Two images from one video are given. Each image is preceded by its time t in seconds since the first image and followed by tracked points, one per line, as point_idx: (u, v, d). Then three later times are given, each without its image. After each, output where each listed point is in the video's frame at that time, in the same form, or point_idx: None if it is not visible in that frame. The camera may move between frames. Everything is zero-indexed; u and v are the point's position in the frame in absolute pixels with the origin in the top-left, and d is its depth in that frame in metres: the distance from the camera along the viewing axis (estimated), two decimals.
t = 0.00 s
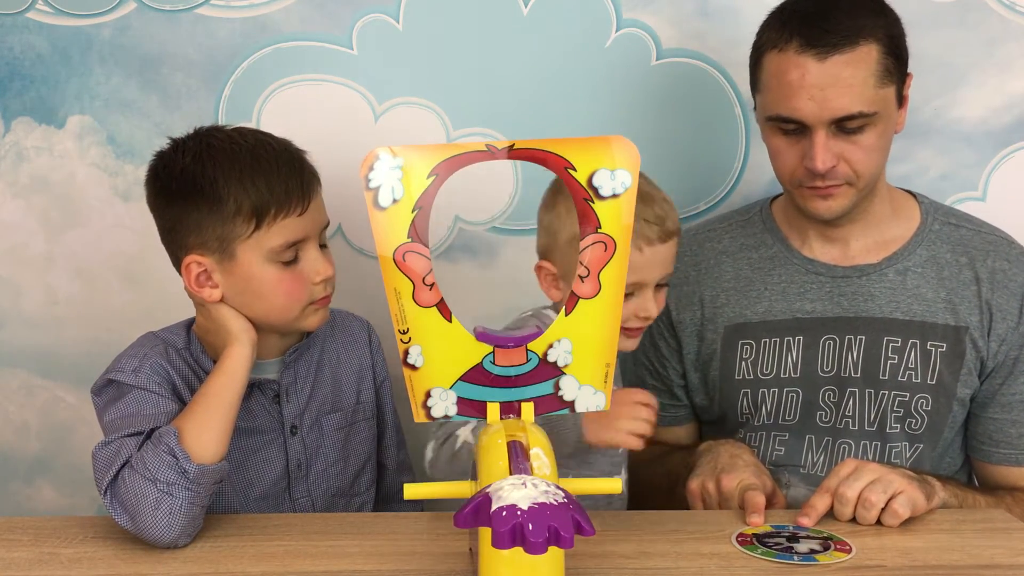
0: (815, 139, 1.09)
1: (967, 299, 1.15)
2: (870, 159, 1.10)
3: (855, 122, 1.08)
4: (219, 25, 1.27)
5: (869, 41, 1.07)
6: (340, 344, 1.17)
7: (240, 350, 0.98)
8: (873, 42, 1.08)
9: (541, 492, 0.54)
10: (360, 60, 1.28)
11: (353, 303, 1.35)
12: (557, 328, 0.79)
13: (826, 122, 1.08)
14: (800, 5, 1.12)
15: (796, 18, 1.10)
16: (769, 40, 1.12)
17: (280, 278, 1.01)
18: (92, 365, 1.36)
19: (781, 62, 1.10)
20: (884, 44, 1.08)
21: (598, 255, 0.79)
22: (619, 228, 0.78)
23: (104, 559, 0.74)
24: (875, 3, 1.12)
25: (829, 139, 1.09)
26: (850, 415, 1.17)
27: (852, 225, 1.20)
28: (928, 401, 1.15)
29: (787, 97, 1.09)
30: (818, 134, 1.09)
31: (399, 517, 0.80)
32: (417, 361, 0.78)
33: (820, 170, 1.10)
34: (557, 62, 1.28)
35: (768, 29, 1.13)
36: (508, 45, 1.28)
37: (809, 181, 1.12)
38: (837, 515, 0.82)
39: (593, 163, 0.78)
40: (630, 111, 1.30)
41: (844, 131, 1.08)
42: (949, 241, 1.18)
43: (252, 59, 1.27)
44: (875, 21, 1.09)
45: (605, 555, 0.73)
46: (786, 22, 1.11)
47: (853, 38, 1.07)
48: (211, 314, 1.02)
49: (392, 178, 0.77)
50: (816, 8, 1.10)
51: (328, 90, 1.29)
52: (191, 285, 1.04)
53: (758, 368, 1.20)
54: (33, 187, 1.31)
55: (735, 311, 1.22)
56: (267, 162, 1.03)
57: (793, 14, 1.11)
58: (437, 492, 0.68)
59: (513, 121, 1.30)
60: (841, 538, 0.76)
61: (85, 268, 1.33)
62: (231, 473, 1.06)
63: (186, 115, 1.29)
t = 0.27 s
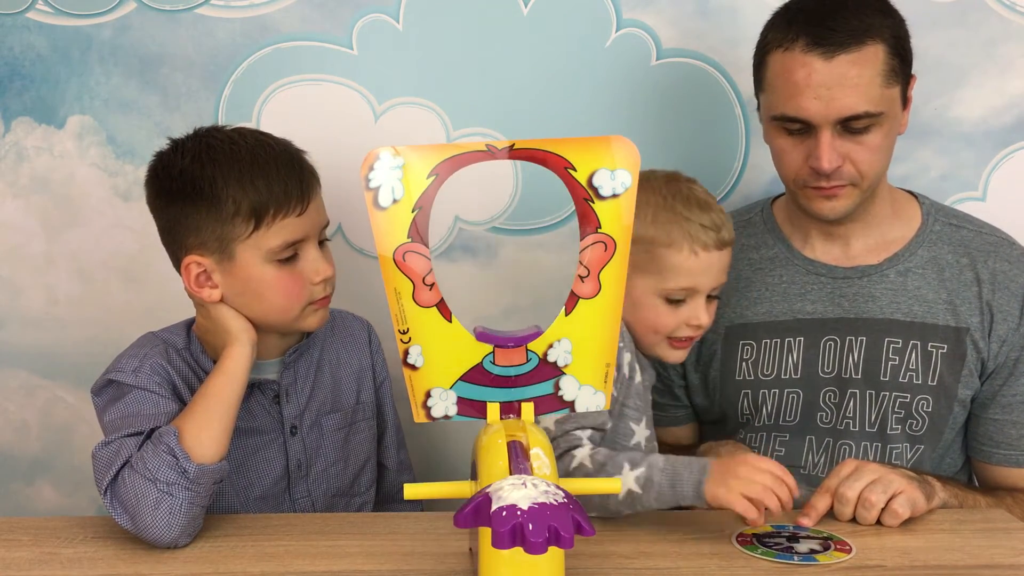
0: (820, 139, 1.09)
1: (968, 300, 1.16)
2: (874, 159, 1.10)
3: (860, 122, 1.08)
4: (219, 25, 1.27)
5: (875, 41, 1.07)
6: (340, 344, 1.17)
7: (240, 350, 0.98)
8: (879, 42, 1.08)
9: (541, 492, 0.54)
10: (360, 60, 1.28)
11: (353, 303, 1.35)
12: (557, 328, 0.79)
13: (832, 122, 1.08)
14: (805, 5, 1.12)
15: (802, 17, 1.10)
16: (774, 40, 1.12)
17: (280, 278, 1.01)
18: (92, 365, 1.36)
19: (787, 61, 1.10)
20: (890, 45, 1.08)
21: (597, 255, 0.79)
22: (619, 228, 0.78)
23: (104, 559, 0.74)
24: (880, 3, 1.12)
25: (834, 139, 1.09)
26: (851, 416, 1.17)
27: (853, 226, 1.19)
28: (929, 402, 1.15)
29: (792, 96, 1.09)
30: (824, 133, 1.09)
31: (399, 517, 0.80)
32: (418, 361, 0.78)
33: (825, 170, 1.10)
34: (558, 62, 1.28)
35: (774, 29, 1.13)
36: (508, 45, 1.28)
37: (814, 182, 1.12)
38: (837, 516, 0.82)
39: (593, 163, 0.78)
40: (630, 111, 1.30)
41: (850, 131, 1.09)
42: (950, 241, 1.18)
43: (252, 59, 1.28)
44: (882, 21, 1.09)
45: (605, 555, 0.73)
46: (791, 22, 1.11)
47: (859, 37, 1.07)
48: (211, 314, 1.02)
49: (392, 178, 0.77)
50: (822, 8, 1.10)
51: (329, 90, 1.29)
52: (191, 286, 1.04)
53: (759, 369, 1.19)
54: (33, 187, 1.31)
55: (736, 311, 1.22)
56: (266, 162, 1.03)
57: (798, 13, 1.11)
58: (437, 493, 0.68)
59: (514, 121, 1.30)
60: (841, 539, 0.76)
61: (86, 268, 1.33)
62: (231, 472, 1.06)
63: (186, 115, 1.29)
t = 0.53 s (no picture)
0: (826, 140, 1.09)
1: (969, 300, 1.15)
2: (879, 160, 1.10)
3: (866, 122, 1.08)
4: (219, 25, 1.27)
5: (880, 41, 1.08)
6: (340, 344, 1.17)
7: (240, 350, 0.98)
8: (884, 42, 1.08)
9: (541, 492, 0.54)
10: (360, 60, 1.28)
11: (354, 303, 1.35)
12: (556, 328, 0.79)
13: (837, 122, 1.08)
14: (809, 6, 1.12)
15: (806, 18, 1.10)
16: (778, 40, 1.12)
17: (279, 278, 1.01)
18: (92, 365, 1.36)
19: (792, 62, 1.10)
20: (894, 45, 1.09)
21: (597, 255, 0.79)
22: (619, 228, 0.78)
23: (104, 559, 0.74)
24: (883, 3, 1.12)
25: (839, 139, 1.09)
26: (851, 416, 1.17)
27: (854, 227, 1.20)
28: (929, 402, 1.15)
29: (797, 97, 1.09)
30: (829, 134, 1.09)
31: (399, 518, 0.80)
32: (418, 361, 0.78)
33: (831, 171, 1.10)
34: (558, 62, 1.28)
35: (778, 29, 1.13)
36: (508, 45, 1.28)
37: (818, 183, 1.12)
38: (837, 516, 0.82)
39: (593, 163, 0.78)
40: (630, 111, 1.30)
41: (856, 132, 1.09)
42: (950, 242, 1.18)
43: (252, 59, 1.28)
44: (886, 21, 1.09)
45: (605, 555, 0.73)
46: (796, 22, 1.11)
47: (864, 37, 1.07)
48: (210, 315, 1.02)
49: (392, 178, 0.77)
50: (827, 8, 1.10)
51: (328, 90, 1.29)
52: (190, 287, 1.04)
53: (759, 369, 1.20)
54: (33, 187, 1.31)
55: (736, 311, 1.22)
56: (265, 162, 1.03)
57: (802, 14, 1.11)
58: (437, 493, 0.68)
59: (514, 121, 1.30)
60: (841, 539, 0.76)
61: (86, 268, 1.33)
62: (231, 472, 1.06)
63: (186, 115, 1.29)
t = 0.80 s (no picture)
0: (831, 139, 1.09)
1: (969, 301, 1.16)
2: (882, 159, 1.10)
3: (869, 122, 1.08)
4: (219, 25, 1.27)
5: (884, 41, 1.08)
6: (340, 344, 1.17)
7: (240, 350, 0.98)
8: (888, 42, 1.08)
9: (541, 492, 0.54)
10: (360, 60, 1.28)
11: (354, 303, 1.35)
12: (556, 328, 0.79)
13: (842, 122, 1.08)
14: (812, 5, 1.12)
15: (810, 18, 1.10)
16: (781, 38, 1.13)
17: (279, 278, 1.01)
18: (92, 365, 1.36)
19: (796, 62, 1.10)
20: (898, 45, 1.09)
21: (597, 255, 0.79)
22: (619, 228, 0.78)
23: (104, 559, 0.74)
24: (886, 3, 1.12)
25: (843, 139, 1.09)
26: (852, 417, 1.17)
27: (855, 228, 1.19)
28: (929, 404, 1.15)
29: (801, 97, 1.09)
30: (834, 133, 1.09)
31: (399, 518, 0.80)
32: (418, 361, 0.78)
33: (836, 170, 1.10)
34: (558, 62, 1.28)
35: (781, 28, 1.13)
36: (509, 45, 1.28)
37: (822, 182, 1.12)
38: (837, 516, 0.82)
39: (593, 163, 0.78)
40: (630, 111, 1.30)
41: (859, 132, 1.09)
42: (951, 242, 1.18)
43: (252, 59, 1.28)
44: (889, 21, 1.09)
45: (605, 555, 0.73)
46: (799, 21, 1.11)
47: (868, 36, 1.08)
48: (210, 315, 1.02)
49: (392, 178, 0.77)
50: (831, 8, 1.10)
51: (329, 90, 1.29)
52: (191, 287, 1.04)
53: (760, 369, 1.20)
54: (33, 187, 1.31)
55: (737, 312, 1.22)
56: (264, 163, 1.03)
57: (806, 13, 1.11)
58: (437, 493, 0.68)
59: (514, 121, 1.30)
60: (841, 539, 0.76)
61: (86, 268, 1.33)
62: (231, 472, 1.06)
63: (186, 115, 1.29)
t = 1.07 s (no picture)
0: (833, 141, 1.09)
1: (970, 301, 1.16)
2: (884, 161, 1.10)
3: (872, 124, 1.08)
4: (219, 25, 1.27)
5: (887, 43, 1.08)
6: (340, 345, 1.17)
7: (240, 351, 0.98)
8: (891, 44, 1.08)
9: (541, 492, 0.54)
10: (360, 60, 1.28)
11: (354, 303, 1.35)
12: (556, 328, 0.79)
13: (845, 124, 1.08)
14: (815, 6, 1.12)
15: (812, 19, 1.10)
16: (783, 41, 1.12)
17: (278, 280, 1.01)
18: (92, 365, 1.36)
19: (799, 64, 1.10)
20: (900, 47, 1.09)
21: (597, 255, 0.79)
22: (619, 228, 0.78)
23: (104, 559, 0.74)
24: (887, 4, 1.12)
25: (846, 141, 1.09)
26: (852, 417, 1.17)
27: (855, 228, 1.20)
28: (930, 404, 1.15)
29: (804, 99, 1.09)
30: (836, 136, 1.09)
31: (399, 517, 0.80)
32: (418, 361, 0.78)
33: (838, 172, 1.10)
34: (558, 62, 1.28)
35: (784, 29, 1.13)
36: (509, 45, 1.28)
37: (824, 185, 1.12)
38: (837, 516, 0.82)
39: (593, 162, 0.78)
40: (630, 111, 1.30)
41: (862, 133, 1.09)
42: (951, 243, 1.18)
43: (252, 59, 1.28)
44: (892, 22, 1.09)
45: (605, 555, 0.73)
46: (802, 23, 1.11)
47: (872, 38, 1.07)
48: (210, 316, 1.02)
49: (392, 178, 0.77)
50: (834, 9, 1.10)
51: (329, 90, 1.29)
52: (191, 287, 1.04)
53: (760, 369, 1.20)
54: (33, 187, 1.31)
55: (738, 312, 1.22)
56: (264, 164, 1.03)
57: (809, 14, 1.11)
58: (437, 493, 0.68)
59: (514, 121, 1.30)
60: (841, 538, 0.76)
61: (86, 268, 1.33)
62: (231, 473, 1.06)
63: (186, 115, 1.29)
